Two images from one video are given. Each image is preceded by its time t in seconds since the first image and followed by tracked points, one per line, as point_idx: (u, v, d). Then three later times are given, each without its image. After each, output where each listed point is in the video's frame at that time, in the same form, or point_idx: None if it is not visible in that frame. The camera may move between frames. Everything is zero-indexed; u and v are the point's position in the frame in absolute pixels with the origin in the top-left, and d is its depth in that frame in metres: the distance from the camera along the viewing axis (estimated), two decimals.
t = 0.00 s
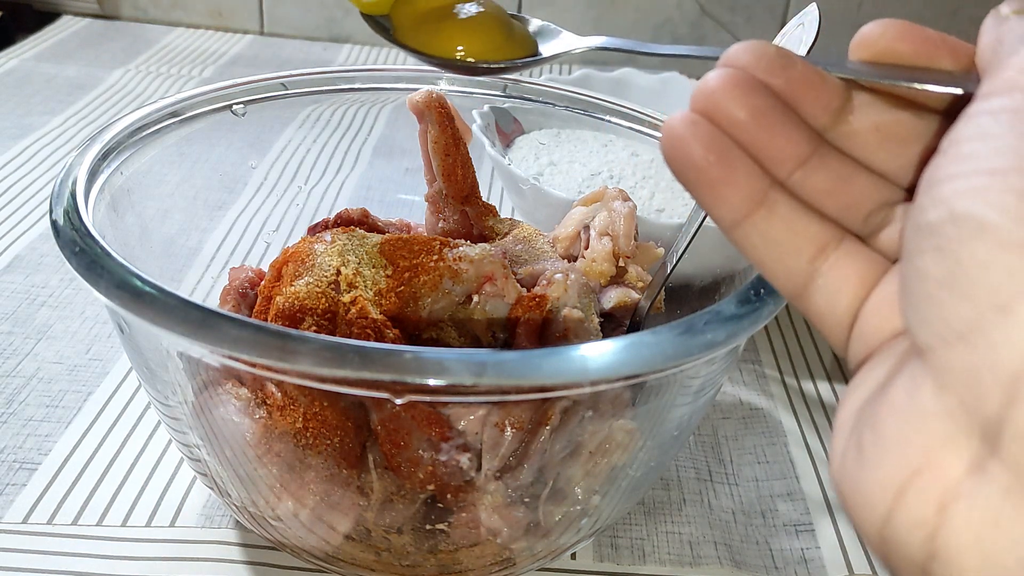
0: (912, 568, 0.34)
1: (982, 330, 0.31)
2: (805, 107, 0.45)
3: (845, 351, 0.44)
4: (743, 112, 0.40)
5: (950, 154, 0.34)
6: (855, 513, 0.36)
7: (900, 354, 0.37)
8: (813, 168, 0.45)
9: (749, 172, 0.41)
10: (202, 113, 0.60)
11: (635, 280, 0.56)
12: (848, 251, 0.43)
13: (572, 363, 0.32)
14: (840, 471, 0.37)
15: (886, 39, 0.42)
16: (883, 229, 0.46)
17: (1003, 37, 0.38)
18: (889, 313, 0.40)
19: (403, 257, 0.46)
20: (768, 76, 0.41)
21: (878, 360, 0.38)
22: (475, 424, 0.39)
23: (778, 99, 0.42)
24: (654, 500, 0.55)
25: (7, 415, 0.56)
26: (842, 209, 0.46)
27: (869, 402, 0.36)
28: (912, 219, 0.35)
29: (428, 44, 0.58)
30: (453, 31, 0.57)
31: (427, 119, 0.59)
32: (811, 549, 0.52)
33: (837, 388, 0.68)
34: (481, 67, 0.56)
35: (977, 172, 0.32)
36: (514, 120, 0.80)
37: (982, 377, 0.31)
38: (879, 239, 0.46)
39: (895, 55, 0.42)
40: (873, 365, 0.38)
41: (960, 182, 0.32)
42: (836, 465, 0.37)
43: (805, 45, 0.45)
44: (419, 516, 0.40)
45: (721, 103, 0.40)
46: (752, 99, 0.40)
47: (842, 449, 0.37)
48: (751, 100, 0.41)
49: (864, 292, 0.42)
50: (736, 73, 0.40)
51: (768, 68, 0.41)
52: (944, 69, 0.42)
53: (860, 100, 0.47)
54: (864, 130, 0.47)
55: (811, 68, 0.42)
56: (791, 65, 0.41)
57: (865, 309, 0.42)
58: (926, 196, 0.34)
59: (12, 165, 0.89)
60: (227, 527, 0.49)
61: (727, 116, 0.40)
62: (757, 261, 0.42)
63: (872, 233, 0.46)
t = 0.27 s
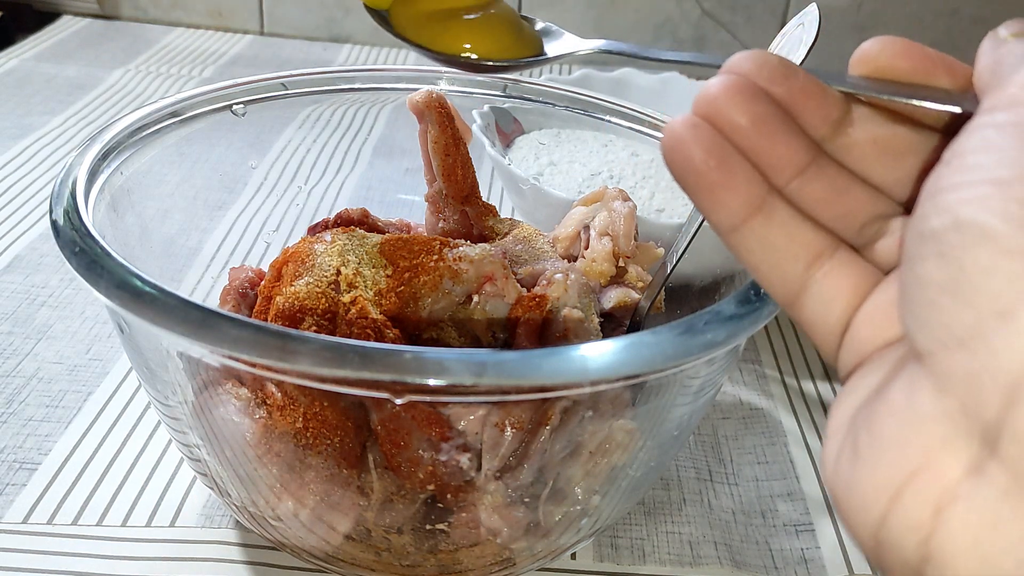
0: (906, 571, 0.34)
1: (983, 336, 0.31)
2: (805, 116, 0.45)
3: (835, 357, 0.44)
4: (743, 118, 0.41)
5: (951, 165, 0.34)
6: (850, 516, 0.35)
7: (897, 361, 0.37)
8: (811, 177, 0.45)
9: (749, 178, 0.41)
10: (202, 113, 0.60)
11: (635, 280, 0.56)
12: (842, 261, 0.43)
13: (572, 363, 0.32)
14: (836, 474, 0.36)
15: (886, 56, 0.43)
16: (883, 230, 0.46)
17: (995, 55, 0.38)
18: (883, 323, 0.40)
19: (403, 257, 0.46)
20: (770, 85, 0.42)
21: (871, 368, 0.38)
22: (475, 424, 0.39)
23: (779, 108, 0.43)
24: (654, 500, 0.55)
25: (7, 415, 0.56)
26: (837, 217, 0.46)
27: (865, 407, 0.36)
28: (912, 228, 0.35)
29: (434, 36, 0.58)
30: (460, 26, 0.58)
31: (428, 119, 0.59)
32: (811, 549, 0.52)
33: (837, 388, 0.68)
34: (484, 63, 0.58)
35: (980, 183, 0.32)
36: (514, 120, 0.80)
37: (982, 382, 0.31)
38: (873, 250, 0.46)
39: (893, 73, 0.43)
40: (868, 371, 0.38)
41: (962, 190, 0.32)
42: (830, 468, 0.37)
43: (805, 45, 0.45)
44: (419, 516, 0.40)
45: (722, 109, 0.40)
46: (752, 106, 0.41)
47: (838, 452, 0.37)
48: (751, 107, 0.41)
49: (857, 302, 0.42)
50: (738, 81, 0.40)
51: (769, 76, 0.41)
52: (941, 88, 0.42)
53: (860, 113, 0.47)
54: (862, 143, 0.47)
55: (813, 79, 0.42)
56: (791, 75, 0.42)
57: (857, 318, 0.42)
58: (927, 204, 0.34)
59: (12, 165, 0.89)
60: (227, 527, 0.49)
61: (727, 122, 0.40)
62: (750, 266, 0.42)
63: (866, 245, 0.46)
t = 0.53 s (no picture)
0: None
1: (1000, 348, 0.31)
2: (817, 133, 0.45)
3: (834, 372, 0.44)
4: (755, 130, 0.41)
5: (969, 183, 0.34)
6: (856, 526, 0.35)
7: (904, 373, 0.37)
8: (818, 194, 0.45)
9: (761, 189, 0.41)
10: (202, 113, 0.60)
11: (635, 280, 0.56)
12: (842, 280, 0.43)
13: (572, 363, 0.32)
14: (841, 484, 0.36)
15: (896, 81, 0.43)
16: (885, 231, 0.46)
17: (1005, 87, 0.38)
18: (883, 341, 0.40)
19: (403, 257, 0.46)
20: (784, 100, 0.42)
21: (874, 383, 0.38)
22: (475, 424, 0.39)
23: (793, 123, 0.43)
24: (654, 500, 0.55)
25: (7, 416, 0.56)
26: (841, 234, 0.46)
27: (872, 419, 0.36)
28: (927, 245, 0.35)
29: (456, 31, 0.58)
30: (484, 24, 0.58)
31: (428, 119, 0.59)
32: (811, 549, 0.52)
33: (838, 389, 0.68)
34: (503, 60, 0.57)
35: (998, 203, 0.32)
36: (514, 120, 0.80)
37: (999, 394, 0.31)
38: (880, 268, 0.45)
39: (902, 98, 0.43)
40: (872, 385, 0.38)
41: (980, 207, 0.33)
42: (834, 475, 0.37)
43: (805, 45, 0.45)
44: (419, 516, 0.40)
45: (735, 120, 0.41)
46: (765, 119, 0.41)
47: (842, 462, 0.37)
48: (764, 120, 0.41)
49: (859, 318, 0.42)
50: (752, 95, 0.41)
51: (783, 92, 0.42)
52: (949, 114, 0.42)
53: (869, 133, 0.47)
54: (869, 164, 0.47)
55: (826, 97, 0.43)
56: (804, 92, 0.42)
57: (859, 334, 0.42)
58: (945, 221, 0.34)
59: (12, 165, 0.89)
60: (227, 527, 0.49)
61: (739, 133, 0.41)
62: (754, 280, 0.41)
63: (871, 263, 0.46)
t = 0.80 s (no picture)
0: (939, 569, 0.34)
1: None
2: (838, 114, 0.45)
3: (855, 356, 0.44)
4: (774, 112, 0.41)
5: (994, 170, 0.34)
6: (881, 516, 0.36)
7: (931, 361, 0.37)
8: (838, 177, 0.45)
9: (780, 174, 0.41)
10: (202, 113, 0.60)
11: (635, 280, 0.56)
12: (864, 265, 0.43)
13: (572, 363, 0.32)
14: (867, 473, 0.37)
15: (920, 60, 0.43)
16: (891, 228, 0.46)
17: None
18: (907, 326, 0.41)
19: (403, 257, 0.46)
20: (806, 83, 0.42)
21: (903, 369, 0.39)
22: (475, 424, 0.39)
23: (814, 105, 0.42)
24: (654, 500, 0.55)
25: (7, 415, 0.56)
26: (862, 219, 0.46)
27: (897, 407, 0.37)
28: (954, 232, 0.35)
29: (472, 18, 0.56)
30: (503, 9, 0.56)
31: (427, 119, 0.59)
32: (811, 549, 0.52)
33: (837, 388, 0.68)
34: (520, 44, 0.55)
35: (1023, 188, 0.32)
36: (514, 120, 0.80)
37: None
38: (901, 253, 0.45)
39: (925, 77, 0.43)
40: (899, 369, 0.39)
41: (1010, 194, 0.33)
42: (860, 466, 0.38)
43: (805, 45, 0.45)
44: (419, 516, 0.40)
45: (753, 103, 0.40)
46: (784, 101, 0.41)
47: (868, 452, 0.37)
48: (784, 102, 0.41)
49: (881, 304, 0.43)
50: (774, 79, 0.40)
51: (805, 75, 0.41)
52: (973, 93, 0.42)
53: (891, 115, 0.47)
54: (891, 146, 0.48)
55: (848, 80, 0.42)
56: (825, 73, 0.42)
57: (882, 320, 0.42)
58: (972, 210, 0.34)
59: (12, 165, 0.89)
60: (227, 527, 0.49)
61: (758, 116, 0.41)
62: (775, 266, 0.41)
63: (892, 248, 0.46)
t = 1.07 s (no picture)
0: (959, 555, 0.34)
1: None
2: (840, 101, 0.45)
3: (862, 343, 0.45)
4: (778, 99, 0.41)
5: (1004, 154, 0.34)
6: (900, 502, 0.36)
7: (944, 345, 0.37)
8: (843, 164, 0.45)
9: (786, 162, 0.41)
10: (202, 113, 0.60)
11: (636, 280, 0.56)
12: (872, 250, 0.43)
13: (572, 363, 0.32)
14: (884, 459, 0.37)
15: (925, 45, 0.43)
16: (893, 227, 0.46)
17: None
18: (913, 310, 0.41)
19: (403, 257, 0.46)
20: (807, 70, 0.42)
21: (915, 353, 0.39)
22: (475, 424, 0.39)
23: (816, 92, 0.43)
24: (654, 500, 0.55)
25: (7, 415, 0.56)
26: (867, 206, 0.46)
27: (912, 392, 0.37)
28: (964, 216, 0.35)
29: (471, 13, 0.56)
30: (502, 6, 0.56)
31: (427, 119, 0.59)
32: (811, 549, 0.52)
33: (837, 388, 0.68)
34: (520, 38, 0.55)
35: None
36: (514, 120, 0.80)
37: None
38: (907, 239, 0.45)
39: (928, 62, 0.43)
40: (909, 353, 0.39)
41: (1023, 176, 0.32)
42: (875, 451, 0.38)
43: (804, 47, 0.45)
44: (419, 516, 0.40)
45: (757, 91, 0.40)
46: (788, 88, 0.41)
47: (883, 437, 0.37)
48: (788, 89, 0.41)
49: (889, 289, 0.43)
50: (776, 66, 0.40)
51: (807, 62, 0.42)
52: (976, 78, 0.42)
53: (895, 101, 0.47)
54: (896, 133, 0.48)
55: (851, 67, 0.43)
56: (827, 59, 0.42)
57: (889, 304, 0.43)
58: (982, 194, 0.34)
59: (12, 165, 0.89)
60: (227, 527, 0.49)
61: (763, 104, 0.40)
62: (782, 253, 0.42)
63: (899, 234, 0.46)
